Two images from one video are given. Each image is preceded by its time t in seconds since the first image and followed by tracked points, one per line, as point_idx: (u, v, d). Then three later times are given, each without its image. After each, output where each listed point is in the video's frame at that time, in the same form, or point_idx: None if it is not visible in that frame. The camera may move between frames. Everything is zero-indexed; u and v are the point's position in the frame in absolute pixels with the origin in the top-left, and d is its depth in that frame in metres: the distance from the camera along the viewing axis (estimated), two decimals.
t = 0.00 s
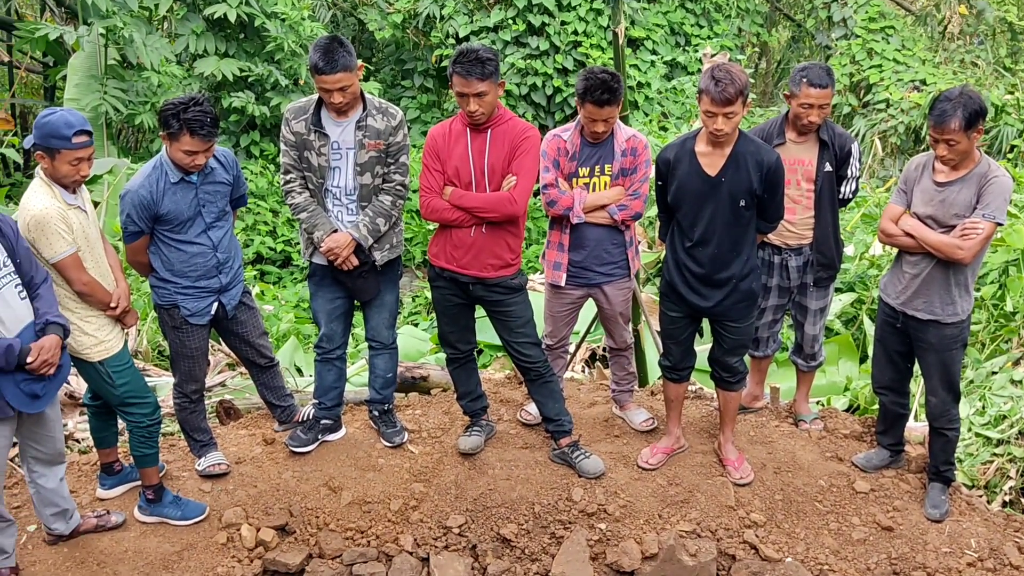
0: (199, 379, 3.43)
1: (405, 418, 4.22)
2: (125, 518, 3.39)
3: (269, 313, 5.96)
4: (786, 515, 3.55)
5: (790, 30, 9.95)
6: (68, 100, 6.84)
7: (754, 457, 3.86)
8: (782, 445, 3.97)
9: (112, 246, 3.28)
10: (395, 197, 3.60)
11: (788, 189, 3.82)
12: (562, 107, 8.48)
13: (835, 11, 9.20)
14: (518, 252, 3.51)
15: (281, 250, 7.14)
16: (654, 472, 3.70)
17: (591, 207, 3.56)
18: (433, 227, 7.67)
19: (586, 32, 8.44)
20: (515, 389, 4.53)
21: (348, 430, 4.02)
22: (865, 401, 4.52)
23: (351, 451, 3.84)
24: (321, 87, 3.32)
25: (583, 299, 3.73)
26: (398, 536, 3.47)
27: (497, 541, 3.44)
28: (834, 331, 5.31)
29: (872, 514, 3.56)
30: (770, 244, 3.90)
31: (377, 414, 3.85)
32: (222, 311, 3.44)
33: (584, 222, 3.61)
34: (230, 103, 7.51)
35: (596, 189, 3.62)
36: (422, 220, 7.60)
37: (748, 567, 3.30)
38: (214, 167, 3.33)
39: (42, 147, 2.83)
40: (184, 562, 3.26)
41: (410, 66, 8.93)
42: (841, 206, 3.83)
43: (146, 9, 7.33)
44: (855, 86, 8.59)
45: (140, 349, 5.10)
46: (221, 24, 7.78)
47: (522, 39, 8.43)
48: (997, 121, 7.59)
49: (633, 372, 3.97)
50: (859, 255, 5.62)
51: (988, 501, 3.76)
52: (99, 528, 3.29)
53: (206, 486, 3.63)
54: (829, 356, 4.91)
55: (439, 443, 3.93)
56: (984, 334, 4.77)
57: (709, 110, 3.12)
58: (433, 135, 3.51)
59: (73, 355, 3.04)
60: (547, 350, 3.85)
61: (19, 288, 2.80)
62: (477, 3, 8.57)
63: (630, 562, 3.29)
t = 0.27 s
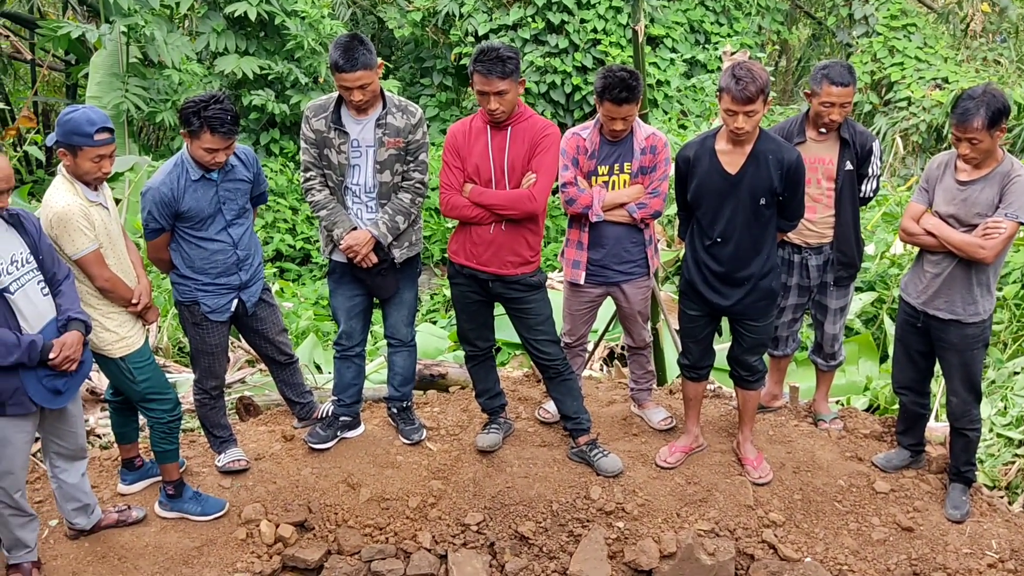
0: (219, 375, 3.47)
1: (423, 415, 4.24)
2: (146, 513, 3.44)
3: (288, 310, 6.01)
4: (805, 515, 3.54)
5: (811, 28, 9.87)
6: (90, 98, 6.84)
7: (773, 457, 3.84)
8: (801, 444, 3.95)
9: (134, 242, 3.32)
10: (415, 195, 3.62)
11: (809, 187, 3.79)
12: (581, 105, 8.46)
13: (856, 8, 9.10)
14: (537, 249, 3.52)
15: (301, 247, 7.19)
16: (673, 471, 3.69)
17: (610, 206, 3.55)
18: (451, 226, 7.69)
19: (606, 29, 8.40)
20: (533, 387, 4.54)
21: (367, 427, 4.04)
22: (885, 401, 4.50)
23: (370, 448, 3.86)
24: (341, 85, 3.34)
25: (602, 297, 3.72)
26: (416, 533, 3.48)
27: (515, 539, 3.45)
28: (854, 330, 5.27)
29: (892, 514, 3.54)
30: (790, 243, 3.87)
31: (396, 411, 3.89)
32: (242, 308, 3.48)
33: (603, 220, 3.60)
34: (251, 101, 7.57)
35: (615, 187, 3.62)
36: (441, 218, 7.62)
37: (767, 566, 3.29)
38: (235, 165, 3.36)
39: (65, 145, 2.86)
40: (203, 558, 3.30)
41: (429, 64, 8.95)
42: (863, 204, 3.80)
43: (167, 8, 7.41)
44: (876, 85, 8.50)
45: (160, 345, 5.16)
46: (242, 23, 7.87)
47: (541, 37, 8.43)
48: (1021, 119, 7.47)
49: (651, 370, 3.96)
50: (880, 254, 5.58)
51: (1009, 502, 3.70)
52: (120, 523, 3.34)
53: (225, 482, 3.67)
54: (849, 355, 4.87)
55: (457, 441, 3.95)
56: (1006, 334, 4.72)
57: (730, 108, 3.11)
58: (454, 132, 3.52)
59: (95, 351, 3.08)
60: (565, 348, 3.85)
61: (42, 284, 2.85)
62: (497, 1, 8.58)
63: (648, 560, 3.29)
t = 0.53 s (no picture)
0: (238, 372, 3.50)
1: (441, 413, 4.25)
2: (166, 510, 3.48)
3: (307, 308, 6.05)
4: (823, 516, 3.52)
5: (831, 26, 9.78)
6: (112, 96, 6.93)
7: (791, 457, 3.82)
8: (820, 444, 3.93)
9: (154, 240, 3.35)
10: (433, 193, 3.63)
11: (828, 186, 3.76)
12: (600, 103, 8.45)
13: (876, 6, 9.03)
14: (556, 248, 3.52)
15: (320, 245, 7.23)
16: (690, 470, 3.68)
17: (627, 204, 3.55)
18: (469, 224, 7.71)
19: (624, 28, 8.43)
20: (551, 385, 4.54)
21: (385, 425, 4.07)
22: (905, 401, 4.46)
23: (387, 446, 3.88)
24: (360, 84, 3.36)
25: (620, 296, 3.72)
26: (433, 531, 3.50)
27: (532, 538, 3.46)
28: (874, 330, 5.23)
29: (911, 515, 3.51)
30: (809, 242, 3.85)
31: (414, 409, 3.92)
32: (261, 305, 3.50)
33: (621, 218, 3.60)
34: (271, 99, 7.62)
35: (633, 186, 3.61)
36: (459, 216, 7.64)
37: (785, 567, 3.27)
38: (254, 163, 3.39)
39: (87, 143, 2.90)
40: (222, 553, 3.33)
41: (448, 63, 8.96)
42: (882, 203, 3.78)
43: (188, 6, 7.49)
44: (897, 83, 8.41)
45: (180, 342, 5.21)
46: (262, 21, 7.93)
47: (560, 36, 8.42)
48: None
49: (669, 370, 3.95)
50: (900, 254, 5.53)
51: None
52: (140, 519, 3.38)
53: (244, 479, 3.71)
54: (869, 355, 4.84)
55: (475, 439, 3.96)
56: None
57: (749, 107, 3.09)
58: (473, 130, 3.53)
59: (116, 348, 3.13)
60: (583, 347, 3.85)
61: (63, 281, 2.89)
62: None
63: (665, 560, 3.28)
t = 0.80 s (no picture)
0: (257, 369, 3.52)
1: (458, 411, 4.27)
2: (185, 505, 3.51)
3: (326, 306, 6.09)
4: (842, 515, 3.49)
5: (852, 23, 9.69)
6: (132, 95, 7.00)
7: (809, 456, 3.80)
8: (839, 444, 3.90)
9: (174, 237, 3.39)
10: (451, 190, 3.64)
11: (847, 184, 3.74)
12: (618, 101, 8.43)
13: (897, 4, 8.92)
14: (574, 246, 3.52)
15: (338, 243, 7.28)
16: (708, 469, 3.67)
17: (646, 202, 3.54)
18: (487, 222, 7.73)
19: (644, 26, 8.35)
20: (568, 384, 4.55)
21: (403, 422, 4.09)
22: (924, 401, 4.42)
23: (405, 443, 3.91)
24: (379, 82, 3.37)
25: (638, 295, 3.71)
26: (450, 528, 3.52)
27: (550, 535, 3.46)
28: (894, 330, 5.19)
29: (931, 515, 3.48)
30: (828, 241, 3.83)
31: (431, 407, 3.93)
32: (279, 302, 3.53)
33: (639, 216, 3.60)
34: (289, 97, 7.67)
35: (652, 184, 3.60)
36: (477, 214, 7.65)
37: (802, 567, 3.26)
38: (273, 161, 3.41)
39: (108, 141, 2.93)
40: (241, 549, 3.35)
41: (466, 61, 8.97)
42: (903, 202, 3.75)
43: (208, 5, 7.54)
44: (919, 80, 8.31)
45: (200, 339, 5.27)
46: (281, 20, 7.99)
47: (579, 33, 8.40)
48: None
49: (687, 369, 3.94)
50: (920, 253, 5.47)
51: None
52: (159, 514, 3.42)
53: (263, 475, 3.74)
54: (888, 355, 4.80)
55: (492, 437, 3.97)
56: None
57: (768, 105, 3.08)
58: (492, 128, 3.53)
59: (136, 344, 3.16)
60: (601, 346, 3.84)
61: (84, 277, 2.92)
62: None
63: (683, 558, 3.28)
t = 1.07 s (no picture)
0: (276, 365, 3.55)
1: (477, 408, 4.29)
2: (205, 501, 3.55)
3: (345, 303, 6.13)
4: (862, 515, 3.47)
5: (873, 19, 9.59)
6: (153, 92, 6.97)
7: (829, 455, 3.78)
8: (859, 443, 3.87)
9: (196, 234, 3.42)
10: (470, 187, 3.66)
11: (868, 182, 3.71)
12: (638, 98, 8.40)
13: None
14: (592, 244, 3.52)
15: (357, 240, 7.32)
16: (728, 467, 3.66)
17: (666, 199, 3.54)
18: (506, 220, 7.74)
19: (663, 23, 8.38)
20: (587, 381, 4.55)
21: (421, 419, 4.11)
22: (946, 400, 4.36)
23: (424, 439, 3.93)
24: (398, 79, 3.39)
25: (657, 292, 3.71)
26: (469, 524, 3.53)
27: (568, 533, 3.47)
28: (915, 328, 5.14)
29: (952, 515, 3.45)
30: (848, 238, 3.80)
31: (450, 404, 3.95)
32: (299, 299, 3.57)
33: (658, 214, 3.59)
34: (309, 95, 7.72)
35: (671, 181, 3.59)
36: (495, 212, 7.67)
37: (822, 566, 3.24)
38: (293, 157, 3.44)
39: (130, 138, 2.95)
40: (261, 544, 3.39)
41: (486, 58, 8.98)
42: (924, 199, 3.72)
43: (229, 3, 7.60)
44: (941, 77, 8.22)
45: (220, 336, 5.32)
46: (302, 17, 8.04)
47: (598, 31, 8.38)
48: None
49: (706, 366, 3.92)
50: (942, 251, 5.41)
51: None
52: (180, 509, 3.45)
53: (282, 471, 3.77)
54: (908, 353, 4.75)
55: (511, 434, 3.98)
56: None
57: (788, 102, 3.06)
58: (511, 125, 3.53)
59: (157, 340, 3.19)
60: (619, 343, 3.84)
61: (106, 273, 2.95)
62: None
63: (701, 557, 3.27)
